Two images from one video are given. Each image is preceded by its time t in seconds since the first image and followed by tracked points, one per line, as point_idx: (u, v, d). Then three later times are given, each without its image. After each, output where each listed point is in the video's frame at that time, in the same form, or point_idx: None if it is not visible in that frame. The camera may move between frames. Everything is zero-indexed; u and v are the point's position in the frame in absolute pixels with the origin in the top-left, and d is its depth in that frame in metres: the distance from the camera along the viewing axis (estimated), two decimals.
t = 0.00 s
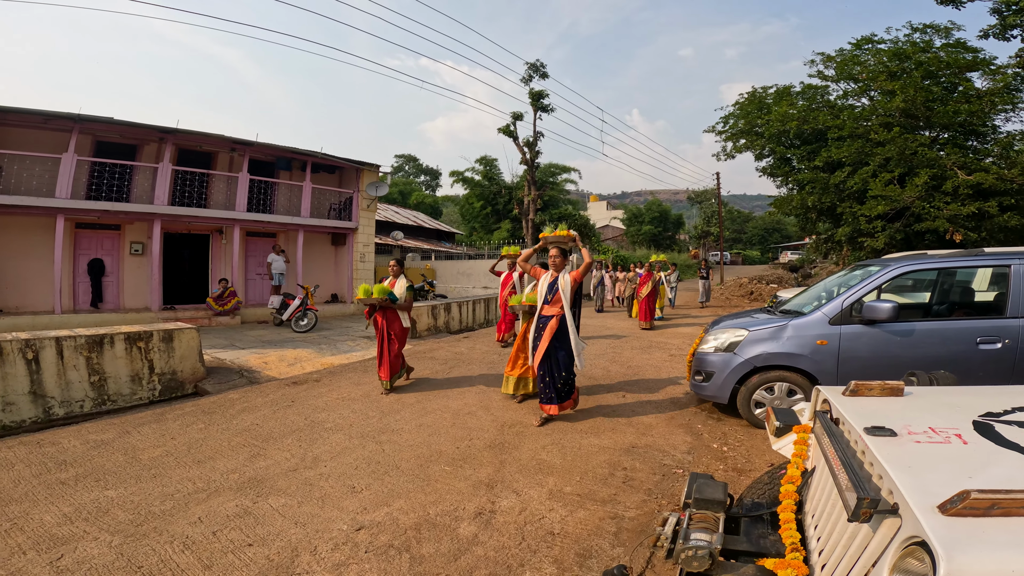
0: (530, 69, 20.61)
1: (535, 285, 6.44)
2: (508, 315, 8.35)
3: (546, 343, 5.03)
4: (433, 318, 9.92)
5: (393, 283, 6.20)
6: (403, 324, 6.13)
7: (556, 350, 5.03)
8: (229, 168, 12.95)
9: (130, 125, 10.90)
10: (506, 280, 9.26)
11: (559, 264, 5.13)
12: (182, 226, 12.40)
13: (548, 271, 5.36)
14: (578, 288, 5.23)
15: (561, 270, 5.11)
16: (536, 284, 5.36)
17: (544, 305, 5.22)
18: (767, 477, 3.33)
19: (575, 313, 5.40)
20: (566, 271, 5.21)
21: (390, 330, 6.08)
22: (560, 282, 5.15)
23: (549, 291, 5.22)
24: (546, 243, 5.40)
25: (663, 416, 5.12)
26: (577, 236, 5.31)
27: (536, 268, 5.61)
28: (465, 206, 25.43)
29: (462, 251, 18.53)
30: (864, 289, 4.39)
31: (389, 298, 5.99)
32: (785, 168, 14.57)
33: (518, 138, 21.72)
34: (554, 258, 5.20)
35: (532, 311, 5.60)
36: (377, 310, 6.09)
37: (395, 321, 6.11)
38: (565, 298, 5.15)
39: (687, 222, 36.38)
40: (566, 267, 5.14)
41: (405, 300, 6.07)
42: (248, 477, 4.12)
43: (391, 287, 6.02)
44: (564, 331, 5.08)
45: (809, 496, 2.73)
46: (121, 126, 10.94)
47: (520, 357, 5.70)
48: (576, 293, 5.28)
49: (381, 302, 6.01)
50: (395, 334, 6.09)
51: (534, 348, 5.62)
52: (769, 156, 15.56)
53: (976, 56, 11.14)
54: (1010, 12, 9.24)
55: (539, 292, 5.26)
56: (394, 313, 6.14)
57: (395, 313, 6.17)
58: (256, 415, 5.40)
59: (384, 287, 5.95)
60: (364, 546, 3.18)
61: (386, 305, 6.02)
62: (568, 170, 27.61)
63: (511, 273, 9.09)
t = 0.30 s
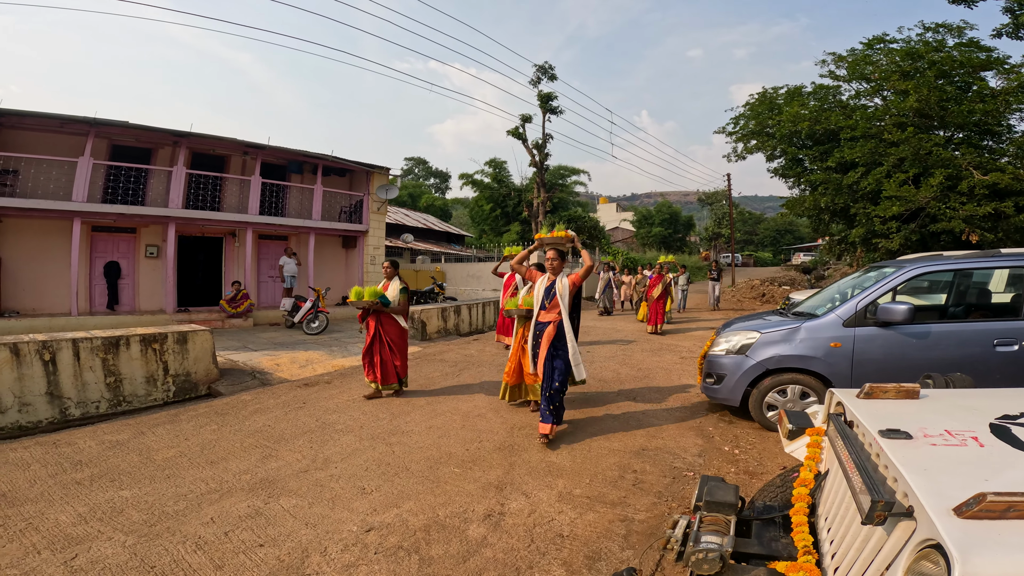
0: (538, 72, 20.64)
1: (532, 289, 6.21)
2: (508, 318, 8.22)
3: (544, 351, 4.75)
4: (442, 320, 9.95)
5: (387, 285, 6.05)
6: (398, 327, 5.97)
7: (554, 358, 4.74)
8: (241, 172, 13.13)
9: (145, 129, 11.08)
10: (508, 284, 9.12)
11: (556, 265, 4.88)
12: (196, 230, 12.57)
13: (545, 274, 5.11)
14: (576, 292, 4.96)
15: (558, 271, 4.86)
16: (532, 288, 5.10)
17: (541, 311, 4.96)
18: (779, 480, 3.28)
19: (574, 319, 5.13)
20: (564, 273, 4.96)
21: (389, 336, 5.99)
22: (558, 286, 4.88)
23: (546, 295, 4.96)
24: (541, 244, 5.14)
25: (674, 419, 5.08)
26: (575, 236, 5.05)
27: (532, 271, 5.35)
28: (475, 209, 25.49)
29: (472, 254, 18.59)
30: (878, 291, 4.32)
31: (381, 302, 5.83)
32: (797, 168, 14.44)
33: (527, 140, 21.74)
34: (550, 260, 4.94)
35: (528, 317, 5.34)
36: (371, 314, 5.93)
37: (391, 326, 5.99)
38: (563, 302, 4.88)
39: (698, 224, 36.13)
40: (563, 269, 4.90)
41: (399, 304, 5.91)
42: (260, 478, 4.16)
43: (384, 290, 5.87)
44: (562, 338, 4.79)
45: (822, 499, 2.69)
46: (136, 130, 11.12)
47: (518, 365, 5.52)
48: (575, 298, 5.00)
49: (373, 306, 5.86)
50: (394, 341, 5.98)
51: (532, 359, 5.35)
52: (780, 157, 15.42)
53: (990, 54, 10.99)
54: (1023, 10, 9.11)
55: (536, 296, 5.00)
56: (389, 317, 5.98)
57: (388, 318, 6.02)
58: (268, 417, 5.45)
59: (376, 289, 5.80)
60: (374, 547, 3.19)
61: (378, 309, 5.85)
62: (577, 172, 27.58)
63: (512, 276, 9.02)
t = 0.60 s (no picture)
0: (547, 72, 20.68)
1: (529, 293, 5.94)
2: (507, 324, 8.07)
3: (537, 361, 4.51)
4: (451, 321, 9.98)
5: (374, 290, 5.86)
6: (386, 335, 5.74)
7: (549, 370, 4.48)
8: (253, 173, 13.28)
9: (159, 130, 11.25)
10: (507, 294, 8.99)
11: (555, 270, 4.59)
12: (209, 231, 12.73)
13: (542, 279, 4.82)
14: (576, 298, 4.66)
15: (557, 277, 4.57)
16: (529, 293, 4.88)
17: (537, 318, 4.70)
18: (790, 481, 3.25)
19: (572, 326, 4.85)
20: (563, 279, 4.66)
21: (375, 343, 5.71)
22: (554, 292, 4.60)
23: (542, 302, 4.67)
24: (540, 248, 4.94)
25: (684, 420, 5.05)
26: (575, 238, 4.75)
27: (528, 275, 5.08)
28: (484, 210, 25.54)
29: (481, 255, 18.64)
30: (892, 292, 4.26)
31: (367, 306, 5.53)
32: (809, 169, 14.30)
33: (536, 141, 21.73)
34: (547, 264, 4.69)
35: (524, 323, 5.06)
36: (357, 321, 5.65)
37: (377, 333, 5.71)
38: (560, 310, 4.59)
39: (708, 224, 35.90)
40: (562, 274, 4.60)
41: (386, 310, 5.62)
42: (271, 477, 4.19)
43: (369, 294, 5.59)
44: (559, 349, 4.52)
45: (833, 501, 2.66)
46: (150, 132, 11.29)
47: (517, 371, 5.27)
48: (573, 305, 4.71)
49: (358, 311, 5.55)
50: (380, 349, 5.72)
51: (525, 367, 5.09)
52: (791, 157, 15.28)
53: (1006, 53, 10.83)
54: None
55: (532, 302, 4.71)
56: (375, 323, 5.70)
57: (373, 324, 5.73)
58: (279, 416, 5.50)
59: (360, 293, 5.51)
60: (382, 547, 3.20)
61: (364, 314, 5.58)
62: (586, 172, 27.54)
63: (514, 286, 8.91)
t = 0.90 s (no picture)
0: (556, 73, 20.69)
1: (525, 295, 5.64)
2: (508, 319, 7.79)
3: (532, 370, 4.13)
4: (462, 322, 10.01)
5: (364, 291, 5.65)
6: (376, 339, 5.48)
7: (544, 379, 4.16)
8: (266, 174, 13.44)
9: (175, 132, 11.43)
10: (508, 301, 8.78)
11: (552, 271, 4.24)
12: (223, 231, 12.91)
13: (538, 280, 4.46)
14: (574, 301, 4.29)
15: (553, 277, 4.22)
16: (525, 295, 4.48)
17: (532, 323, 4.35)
18: (802, 483, 3.21)
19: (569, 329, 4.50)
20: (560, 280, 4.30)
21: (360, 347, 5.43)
22: (550, 295, 4.21)
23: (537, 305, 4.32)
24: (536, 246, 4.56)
25: (695, 422, 5.01)
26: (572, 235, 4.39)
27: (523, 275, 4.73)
28: (495, 212, 25.60)
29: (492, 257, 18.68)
30: (908, 293, 4.19)
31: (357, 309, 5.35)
32: (823, 169, 14.14)
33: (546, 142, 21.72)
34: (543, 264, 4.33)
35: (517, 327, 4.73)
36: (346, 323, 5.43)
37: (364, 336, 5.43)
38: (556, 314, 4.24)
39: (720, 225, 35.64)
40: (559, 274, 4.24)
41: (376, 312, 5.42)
42: (283, 475, 4.24)
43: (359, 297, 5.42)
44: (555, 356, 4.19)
45: (845, 503, 2.62)
46: (166, 134, 11.48)
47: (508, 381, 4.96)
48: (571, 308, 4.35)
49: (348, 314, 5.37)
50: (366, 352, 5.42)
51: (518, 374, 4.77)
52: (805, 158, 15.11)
53: None
54: None
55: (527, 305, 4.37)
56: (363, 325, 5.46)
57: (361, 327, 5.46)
58: (291, 415, 5.55)
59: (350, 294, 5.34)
60: (392, 546, 3.22)
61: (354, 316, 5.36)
62: (597, 173, 27.49)
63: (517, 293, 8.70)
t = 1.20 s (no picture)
0: (566, 74, 20.70)
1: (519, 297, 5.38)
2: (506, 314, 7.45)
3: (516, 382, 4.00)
4: (472, 322, 10.03)
5: (350, 296, 5.37)
6: (359, 345, 5.21)
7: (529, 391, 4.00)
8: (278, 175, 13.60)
9: (190, 134, 11.62)
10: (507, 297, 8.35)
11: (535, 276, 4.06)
12: (237, 232, 13.08)
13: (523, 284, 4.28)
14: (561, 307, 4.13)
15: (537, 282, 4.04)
16: (507, 301, 4.32)
17: (516, 331, 4.18)
18: (814, 485, 3.17)
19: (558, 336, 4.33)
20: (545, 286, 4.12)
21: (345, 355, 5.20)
22: (535, 301, 4.05)
23: (522, 312, 4.14)
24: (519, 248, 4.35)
25: (706, 424, 4.97)
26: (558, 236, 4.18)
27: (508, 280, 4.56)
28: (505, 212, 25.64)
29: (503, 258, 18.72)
30: (925, 295, 4.12)
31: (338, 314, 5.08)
32: (838, 169, 13.97)
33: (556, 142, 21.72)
34: (528, 268, 4.14)
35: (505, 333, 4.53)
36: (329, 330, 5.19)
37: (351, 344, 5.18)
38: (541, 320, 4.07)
39: (732, 226, 35.35)
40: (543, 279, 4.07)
41: (359, 318, 5.13)
42: (294, 474, 4.27)
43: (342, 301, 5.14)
44: (540, 366, 4.03)
45: (859, 505, 2.57)
46: (182, 135, 11.66)
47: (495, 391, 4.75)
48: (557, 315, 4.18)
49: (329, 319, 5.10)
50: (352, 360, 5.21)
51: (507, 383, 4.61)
52: (818, 158, 14.95)
53: None
54: None
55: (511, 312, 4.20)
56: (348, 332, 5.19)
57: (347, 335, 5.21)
58: (303, 414, 5.60)
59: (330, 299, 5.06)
60: (402, 545, 3.23)
61: (335, 322, 5.08)
62: (607, 174, 27.42)
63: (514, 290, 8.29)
